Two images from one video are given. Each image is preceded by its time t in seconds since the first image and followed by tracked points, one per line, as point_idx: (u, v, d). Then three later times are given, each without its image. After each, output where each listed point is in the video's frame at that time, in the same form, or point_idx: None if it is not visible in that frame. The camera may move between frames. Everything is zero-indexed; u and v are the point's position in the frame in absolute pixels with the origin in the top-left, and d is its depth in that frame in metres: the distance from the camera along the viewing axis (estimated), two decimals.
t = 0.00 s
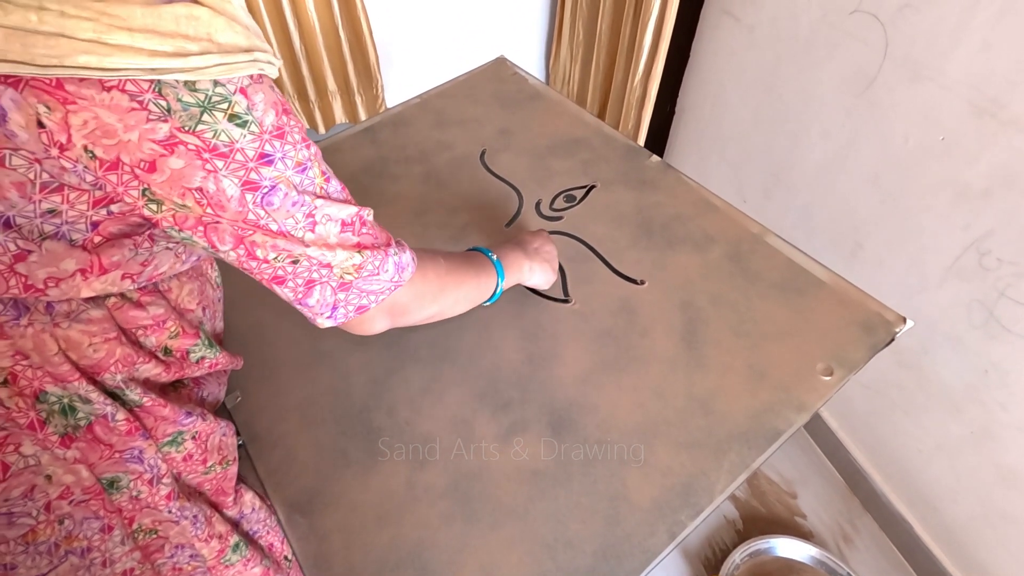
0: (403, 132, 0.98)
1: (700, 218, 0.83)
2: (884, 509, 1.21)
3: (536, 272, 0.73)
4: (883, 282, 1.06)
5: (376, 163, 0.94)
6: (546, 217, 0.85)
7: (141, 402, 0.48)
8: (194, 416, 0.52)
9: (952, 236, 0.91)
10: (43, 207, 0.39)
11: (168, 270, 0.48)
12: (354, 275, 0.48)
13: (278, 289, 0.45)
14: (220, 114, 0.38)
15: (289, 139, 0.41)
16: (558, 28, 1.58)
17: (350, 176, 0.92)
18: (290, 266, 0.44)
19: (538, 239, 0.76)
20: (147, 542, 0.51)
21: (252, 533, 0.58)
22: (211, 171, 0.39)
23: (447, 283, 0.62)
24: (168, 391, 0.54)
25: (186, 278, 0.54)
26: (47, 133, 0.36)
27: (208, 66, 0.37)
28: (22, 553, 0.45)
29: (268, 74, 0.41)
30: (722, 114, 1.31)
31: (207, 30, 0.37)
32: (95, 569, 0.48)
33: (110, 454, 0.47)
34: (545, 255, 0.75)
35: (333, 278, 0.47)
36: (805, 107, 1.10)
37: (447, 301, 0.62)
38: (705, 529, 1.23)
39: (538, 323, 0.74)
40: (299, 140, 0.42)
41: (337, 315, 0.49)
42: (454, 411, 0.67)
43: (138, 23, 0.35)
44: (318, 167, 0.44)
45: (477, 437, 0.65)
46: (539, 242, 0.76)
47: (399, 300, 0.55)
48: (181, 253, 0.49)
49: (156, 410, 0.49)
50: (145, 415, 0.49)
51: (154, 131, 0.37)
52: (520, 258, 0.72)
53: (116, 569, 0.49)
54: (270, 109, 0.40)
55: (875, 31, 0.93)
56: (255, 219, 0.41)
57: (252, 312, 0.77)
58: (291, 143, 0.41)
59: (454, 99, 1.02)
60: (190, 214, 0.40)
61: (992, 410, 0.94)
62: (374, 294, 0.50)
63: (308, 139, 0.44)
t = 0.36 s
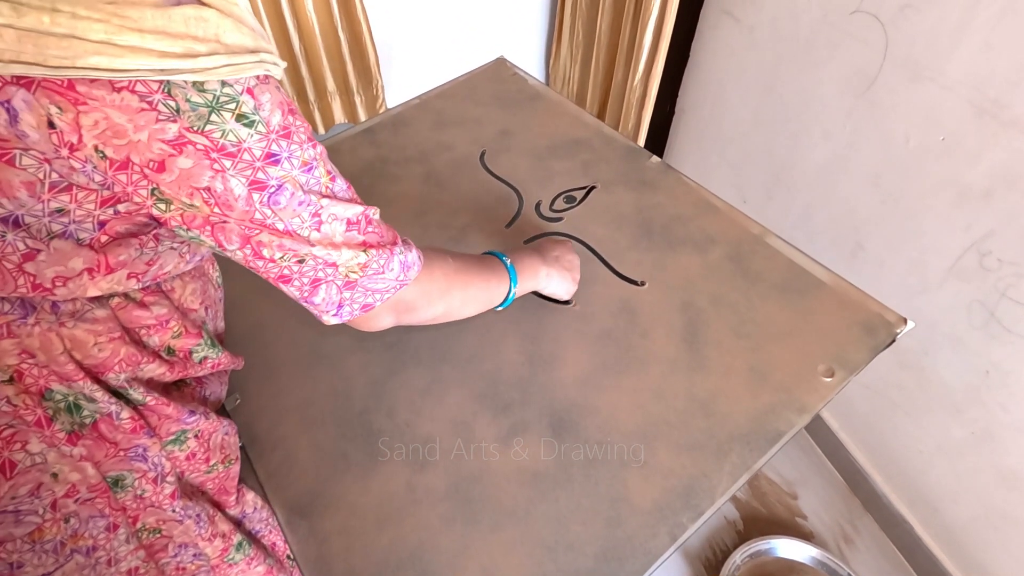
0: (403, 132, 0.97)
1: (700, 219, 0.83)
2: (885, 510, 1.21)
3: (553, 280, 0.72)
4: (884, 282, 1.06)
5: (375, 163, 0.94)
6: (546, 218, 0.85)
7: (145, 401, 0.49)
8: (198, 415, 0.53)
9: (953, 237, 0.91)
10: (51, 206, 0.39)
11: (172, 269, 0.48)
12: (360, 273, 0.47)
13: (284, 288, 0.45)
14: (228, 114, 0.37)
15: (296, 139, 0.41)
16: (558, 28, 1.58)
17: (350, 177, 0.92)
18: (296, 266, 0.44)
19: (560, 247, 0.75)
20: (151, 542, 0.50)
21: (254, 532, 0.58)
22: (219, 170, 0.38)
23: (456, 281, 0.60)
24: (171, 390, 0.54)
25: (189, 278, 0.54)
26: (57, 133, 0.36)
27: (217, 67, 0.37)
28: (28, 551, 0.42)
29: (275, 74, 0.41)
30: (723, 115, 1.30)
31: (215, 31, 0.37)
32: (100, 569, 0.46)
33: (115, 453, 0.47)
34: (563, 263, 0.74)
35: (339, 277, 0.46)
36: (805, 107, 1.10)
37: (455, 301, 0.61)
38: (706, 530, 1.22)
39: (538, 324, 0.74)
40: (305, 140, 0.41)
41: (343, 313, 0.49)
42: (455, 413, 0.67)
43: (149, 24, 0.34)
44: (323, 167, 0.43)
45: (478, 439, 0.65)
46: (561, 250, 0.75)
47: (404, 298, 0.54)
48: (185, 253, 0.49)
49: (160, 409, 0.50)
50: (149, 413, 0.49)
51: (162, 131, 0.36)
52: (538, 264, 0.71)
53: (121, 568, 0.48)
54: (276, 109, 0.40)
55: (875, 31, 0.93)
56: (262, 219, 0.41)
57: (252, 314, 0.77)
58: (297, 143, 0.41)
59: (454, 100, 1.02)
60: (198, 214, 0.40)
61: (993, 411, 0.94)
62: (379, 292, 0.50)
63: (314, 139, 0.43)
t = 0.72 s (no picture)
0: (404, 134, 0.98)
1: (701, 221, 0.83)
2: (887, 513, 1.20)
3: (552, 322, 0.69)
4: (886, 285, 1.06)
5: (376, 165, 0.94)
6: (547, 220, 0.85)
7: (133, 400, 0.49)
8: (191, 413, 0.53)
9: (955, 239, 0.91)
10: (24, 210, 0.39)
11: (159, 273, 0.49)
12: (328, 299, 0.47)
13: (251, 304, 0.46)
14: (198, 121, 0.37)
15: (270, 150, 0.40)
16: (562, 29, 1.58)
17: (351, 179, 0.92)
18: (260, 287, 0.44)
19: (571, 286, 0.72)
20: (144, 540, 0.51)
21: (252, 532, 0.58)
22: (186, 180, 0.38)
23: (437, 315, 0.58)
24: (164, 388, 0.55)
25: (179, 278, 0.53)
26: (23, 135, 0.36)
27: (192, 72, 0.37)
28: (17, 549, 0.44)
29: (253, 82, 0.41)
30: (724, 117, 1.30)
31: (193, 36, 0.37)
32: (91, 566, 0.48)
33: (104, 450, 0.48)
34: (569, 305, 0.70)
35: (304, 302, 0.46)
36: (807, 109, 1.10)
37: (434, 333, 0.59)
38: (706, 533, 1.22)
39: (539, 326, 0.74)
40: (280, 151, 0.41)
41: (310, 333, 0.49)
42: (455, 415, 0.67)
43: (121, 26, 0.34)
44: (297, 180, 0.43)
45: (478, 441, 0.65)
46: (571, 291, 0.71)
47: (378, 322, 0.54)
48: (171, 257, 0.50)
49: (150, 408, 0.50)
50: (138, 412, 0.50)
51: (129, 137, 0.36)
52: (535, 304, 0.68)
53: (111, 566, 0.49)
54: (250, 119, 0.40)
55: (877, 34, 0.93)
56: (228, 232, 0.41)
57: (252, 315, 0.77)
58: (271, 154, 0.41)
59: (456, 101, 1.02)
60: (161, 224, 0.40)
61: (996, 414, 0.93)
62: (349, 317, 0.49)
63: (292, 150, 0.43)
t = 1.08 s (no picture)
0: (399, 138, 0.97)
1: (695, 225, 0.83)
2: (883, 514, 1.21)
3: (477, 316, 0.70)
4: (880, 287, 1.06)
5: (370, 170, 0.93)
6: (542, 224, 0.85)
7: (114, 410, 0.49)
8: (175, 422, 0.53)
9: (948, 241, 0.91)
10: None
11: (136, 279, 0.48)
12: (255, 332, 0.48)
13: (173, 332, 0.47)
14: (144, 133, 0.40)
15: (215, 167, 0.43)
16: (556, 32, 1.59)
17: (346, 184, 0.92)
18: (184, 314, 0.45)
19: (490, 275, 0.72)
20: (131, 549, 0.52)
21: (243, 540, 0.60)
22: (121, 196, 0.40)
23: (356, 344, 0.58)
24: (149, 397, 0.55)
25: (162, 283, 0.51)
26: None
27: (147, 82, 0.39)
28: None
29: (211, 94, 0.43)
30: (718, 119, 1.31)
31: (149, 44, 0.39)
32: None
33: (87, 461, 0.48)
34: (490, 298, 0.71)
35: (230, 333, 0.48)
36: (800, 111, 1.10)
37: (358, 359, 0.59)
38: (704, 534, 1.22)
39: (533, 331, 0.74)
40: (225, 171, 0.44)
41: (232, 367, 0.50)
42: (450, 421, 0.67)
43: (71, 30, 0.37)
44: (241, 202, 0.46)
45: (473, 447, 0.65)
46: (489, 281, 0.72)
47: (297, 360, 0.54)
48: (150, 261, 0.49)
49: (132, 417, 0.50)
50: (119, 422, 0.50)
51: (69, 146, 0.38)
52: (459, 304, 0.69)
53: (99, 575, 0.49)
54: (200, 135, 0.43)
55: (869, 36, 0.94)
56: (160, 253, 0.43)
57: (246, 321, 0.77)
58: (216, 172, 0.44)
59: (450, 105, 1.02)
60: (90, 238, 0.42)
61: (990, 415, 0.94)
62: (276, 351, 0.51)
63: (239, 171, 0.46)
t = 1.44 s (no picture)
0: (384, 143, 0.95)
1: (686, 230, 0.81)
2: (878, 518, 1.19)
3: (475, 319, 0.69)
4: (873, 289, 1.05)
5: (355, 176, 0.91)
6: (530, 230, 0.83)
7: (74, 435, 0.48)
8: (140, 445, 0.52)
9: (943, 243, 0.90)
10: None
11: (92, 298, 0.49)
12: (246, 332, 0.47)
13: (160, 338, 0.46)
14: (101, 142, 0.38)
15: (183, 174, 0.41)
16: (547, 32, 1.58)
17: (330, 190, 0.90)
18: (170, 320, 0.44)
19: (490, 281, 0.72)
20: None
21: (221, 561, 0.59)
22: (84, 208, 0.39)
23: (355, 341, 0.57)
24: (112, 419, 0.54)
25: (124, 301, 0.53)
26: None
27: (96, 90, 0.37)
28: None
29: (170, 97, 0.41)
30: (710, 120, 1.29)
31: (96, 49, 0.37)
32: None
33: (44, 493, 0.46)
34: (491, 301, 0.70)
35: (220, 335, 0.46)
36: (792, 112, 1.09)
37: (358, 356, 0.58)
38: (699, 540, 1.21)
39: (522, 341, 0.72)
40: (195, 176, 0.42)
41: (225, 369, 0.49)
42: (437, 436, 0.65)
43: (10, 39, 0.35)
44: (215, 206, 0.43)
45: (460, 464, 0.63)
46: (490, 286, 0.72)
47: (294, 357, 0.53)
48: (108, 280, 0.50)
49: (94, 441, 0.49)
50: (80, 447, 0.49)
51: (21, 160, 0.37)
52: (458, 306, 0.68)
53: None
54: (162, 141, 0.41)
55: (862, 36, 0.92)
56: (134, 264, 0.41)
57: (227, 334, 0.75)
58: (185, 178, 0.41)
59: (437, 109, 1.00)
60: (56, 254, 0.40)
61: (986, 419, 0.92)
62: (270, 349, 0.49)
63: (209, 174, 0.43)
